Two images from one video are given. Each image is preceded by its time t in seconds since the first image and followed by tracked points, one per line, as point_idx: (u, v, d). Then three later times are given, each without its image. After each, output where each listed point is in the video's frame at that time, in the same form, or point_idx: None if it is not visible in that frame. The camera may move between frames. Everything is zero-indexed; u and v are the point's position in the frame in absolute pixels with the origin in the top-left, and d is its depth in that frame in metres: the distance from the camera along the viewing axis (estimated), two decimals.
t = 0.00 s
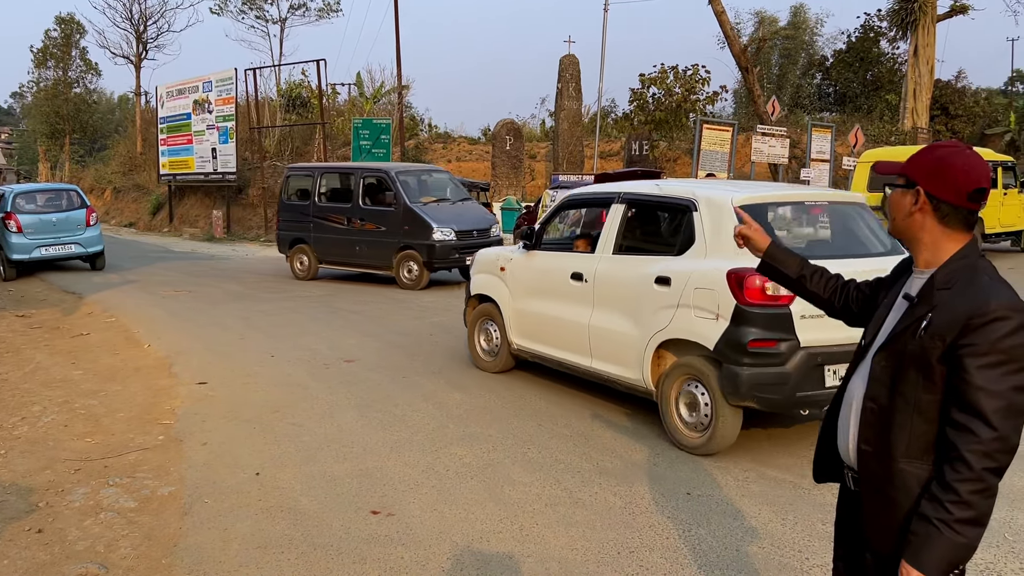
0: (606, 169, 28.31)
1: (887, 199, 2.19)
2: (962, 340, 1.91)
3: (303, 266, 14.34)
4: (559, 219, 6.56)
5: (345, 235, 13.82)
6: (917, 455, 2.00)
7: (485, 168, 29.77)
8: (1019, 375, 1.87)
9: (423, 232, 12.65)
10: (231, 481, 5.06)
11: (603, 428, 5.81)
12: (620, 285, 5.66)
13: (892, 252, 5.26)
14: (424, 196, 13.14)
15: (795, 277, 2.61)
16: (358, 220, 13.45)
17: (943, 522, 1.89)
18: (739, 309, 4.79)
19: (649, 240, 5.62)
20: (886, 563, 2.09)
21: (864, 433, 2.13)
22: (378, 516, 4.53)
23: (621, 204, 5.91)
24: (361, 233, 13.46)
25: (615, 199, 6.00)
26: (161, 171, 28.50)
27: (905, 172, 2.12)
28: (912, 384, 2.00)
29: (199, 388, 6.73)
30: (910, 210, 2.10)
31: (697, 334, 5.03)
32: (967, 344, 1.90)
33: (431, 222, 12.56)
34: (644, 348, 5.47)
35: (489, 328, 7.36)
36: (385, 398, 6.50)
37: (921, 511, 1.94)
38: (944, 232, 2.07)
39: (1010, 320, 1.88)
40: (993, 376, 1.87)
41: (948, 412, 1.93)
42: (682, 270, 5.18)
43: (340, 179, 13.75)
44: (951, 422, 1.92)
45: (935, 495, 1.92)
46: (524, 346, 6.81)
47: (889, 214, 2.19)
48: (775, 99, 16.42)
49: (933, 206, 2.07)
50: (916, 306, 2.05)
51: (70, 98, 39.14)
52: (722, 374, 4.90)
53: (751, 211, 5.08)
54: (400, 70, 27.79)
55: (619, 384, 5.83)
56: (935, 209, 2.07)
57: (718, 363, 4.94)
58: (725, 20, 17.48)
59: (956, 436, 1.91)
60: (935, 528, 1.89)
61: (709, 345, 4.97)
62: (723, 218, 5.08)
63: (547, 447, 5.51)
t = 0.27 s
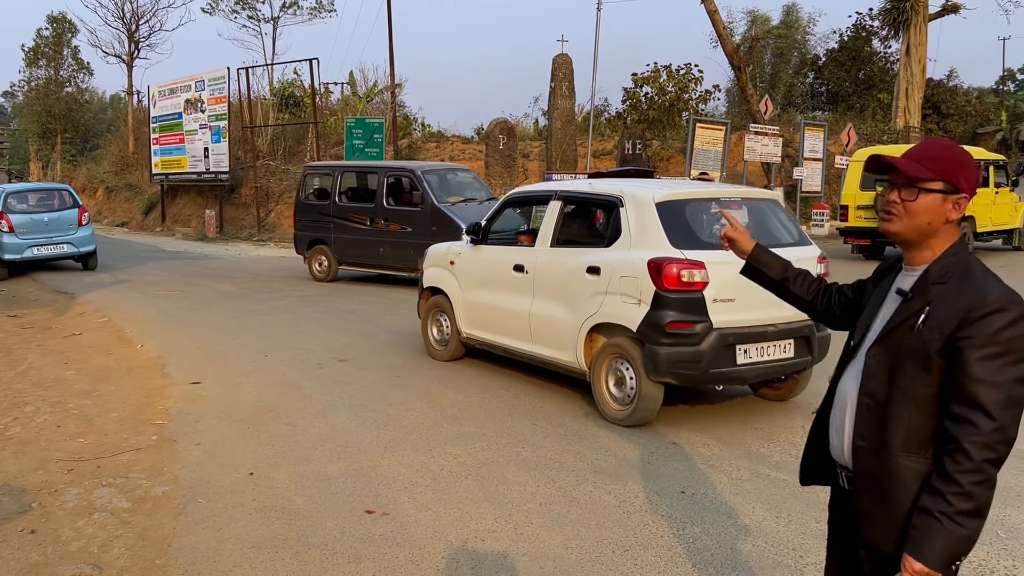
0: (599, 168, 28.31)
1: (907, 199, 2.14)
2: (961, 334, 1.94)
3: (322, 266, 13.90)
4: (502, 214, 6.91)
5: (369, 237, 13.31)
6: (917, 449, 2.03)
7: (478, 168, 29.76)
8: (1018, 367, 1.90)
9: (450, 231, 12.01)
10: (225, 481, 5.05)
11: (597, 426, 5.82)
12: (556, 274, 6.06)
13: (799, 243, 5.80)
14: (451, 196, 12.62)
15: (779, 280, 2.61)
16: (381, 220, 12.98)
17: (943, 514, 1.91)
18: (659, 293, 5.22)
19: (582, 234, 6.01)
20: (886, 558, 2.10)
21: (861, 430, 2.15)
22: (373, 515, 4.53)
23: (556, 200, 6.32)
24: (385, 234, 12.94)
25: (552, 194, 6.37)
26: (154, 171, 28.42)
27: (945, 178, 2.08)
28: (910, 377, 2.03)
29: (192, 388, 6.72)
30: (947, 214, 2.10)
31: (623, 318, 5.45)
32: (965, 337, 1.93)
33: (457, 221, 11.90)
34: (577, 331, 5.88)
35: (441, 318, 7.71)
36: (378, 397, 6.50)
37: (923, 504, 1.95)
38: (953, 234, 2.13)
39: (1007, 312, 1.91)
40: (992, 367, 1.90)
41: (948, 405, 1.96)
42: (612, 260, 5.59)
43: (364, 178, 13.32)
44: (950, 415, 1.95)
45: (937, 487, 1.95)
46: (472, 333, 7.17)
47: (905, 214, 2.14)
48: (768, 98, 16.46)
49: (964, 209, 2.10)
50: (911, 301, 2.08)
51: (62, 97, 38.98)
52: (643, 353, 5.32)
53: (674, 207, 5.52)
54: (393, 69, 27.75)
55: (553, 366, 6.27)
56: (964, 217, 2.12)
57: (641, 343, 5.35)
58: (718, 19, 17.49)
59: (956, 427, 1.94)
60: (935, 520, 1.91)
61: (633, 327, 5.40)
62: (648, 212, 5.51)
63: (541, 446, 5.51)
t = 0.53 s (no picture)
0: (594, 167, 28.30)
1: (921, 201, 2.17)
2: (973, 329, 2.00)
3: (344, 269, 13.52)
4: (454, 211, 7.37)
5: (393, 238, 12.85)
6: (929, 445, 2.07)
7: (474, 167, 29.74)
8: None
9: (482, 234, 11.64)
10: (220, 481, 5.04)
11: (593, 426, 5.83)
12: (502, 267, 6.53)
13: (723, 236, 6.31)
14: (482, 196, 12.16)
15: (760, 287, 2.59)
16: (408, 220, 12.47)
17: (970, 508, 1.94)
18: (591, 282, 5.75)
19: (526, 229, 6.50)
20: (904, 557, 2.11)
21: (870, 430, 2.17)
22: (369, 515, 4.53)
23: (503, 198, 6.78)
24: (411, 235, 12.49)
25: (498, 193, 6.86)
26: (148, 170, 28.36)
27: (959, 182, 2.14)
28: (922, 375, 2.06)
29: (187, 388, 6.71)
30: (954, 214, 2.18)
31: (560, 305, 5.97)
32: (977, 332, 1.99)
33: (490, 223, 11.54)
34: (520, 318, 6.37)
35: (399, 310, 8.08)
36: (374, 397, 6.50)
37: (946, 499, 1.98)
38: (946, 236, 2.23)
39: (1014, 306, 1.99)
40: (1005, 359, 1.97)
41: (963, 399, 2.00)
42: (551, 252, 6.10)
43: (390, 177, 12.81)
44: (965, 408, 1.99)
45: (959, 482, 1.98)
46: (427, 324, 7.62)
47: (918, 216, 2.18)
48: (763, 97, 16.48)
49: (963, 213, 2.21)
50: (913, 300, 2.13)
51: (56, 97, 38.88)
52: (577, 337, 5.85)
53: (605, 204, 6.05)
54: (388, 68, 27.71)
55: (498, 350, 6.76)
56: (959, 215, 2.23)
57: (575, 327, 5.88)
58: (714, 18, 17.50)
59: (972, 420, 1.99)
60: (963, 514, 1.94)
61: (567, 313, 5.93)
62: (581, 209, 6.04)
63: (537, 445, 5.51)
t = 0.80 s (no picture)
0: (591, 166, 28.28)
1: (910, 198, 2.21)
2: (976, 323, 2.02)
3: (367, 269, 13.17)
4: (411, 208, 7.83)
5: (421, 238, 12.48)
6: (937, 439, 2.08)
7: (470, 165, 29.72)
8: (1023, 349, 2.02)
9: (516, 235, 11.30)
10: (217, 480, 5.03)
11: (590, 424, 5.84)
12: (453, 258, 7.02)
13: (656, 229, 6.83)
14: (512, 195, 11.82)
15: (738, 292, 2.58)
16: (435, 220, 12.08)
17: (987, 499, 1.96)
18: (532, 271, 6.26)
19: (475, 223, 6.99)
20: (918, 553, 2.11)
21: (875, 428, 2.16)
22: (366, 514, 4.53)
23: (456, 194, 7.26)
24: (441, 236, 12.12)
25: (451, 189, 7.33)
26: (145, 169, 28.32)
27: (944, 176, 2.18)
28: (927, 371, 2.07)
29: (183, 387, 6.70)
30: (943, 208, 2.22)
31: (504, 292, 6.46)
32: (979, 326, 2.01)
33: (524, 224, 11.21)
34: (469, 306, 6.85)
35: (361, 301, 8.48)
36: (371, 395, 6.50)
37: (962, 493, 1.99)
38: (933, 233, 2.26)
39: (1010, 299, 2.03)
40: (1006, 350, 2.00)
41: (968, 392, 2.02)
42: (497, 244, 6.59)
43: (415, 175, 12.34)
44: (971, 401, 2.01)
45: (973, 474, 2.00)
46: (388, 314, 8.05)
47: (909, 213, 2.21)
48: (759, 96, 16.48)
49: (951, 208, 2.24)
50: (911, 296, 2.14)
51: (52, 96, 38.84)
52: (519, 321, 6.36)
53: (546, 198, 6.57)
54: (385, 67, 27.68)
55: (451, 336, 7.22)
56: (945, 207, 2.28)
57: (519, 312, 6.38)
58: (710, 17, 17.50)
59: (978, 413, 2.01)
60: (982, 506, 1.96)
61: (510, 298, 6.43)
62: (525, 204, 6.55)
63: (534, 444, 5.50)
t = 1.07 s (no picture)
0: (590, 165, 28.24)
1: (898, 200, 2.22)
2: (971, 317, 2.05)
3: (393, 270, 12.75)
4: (371, 205, 8.26)
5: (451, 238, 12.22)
6: (935, 433, 2.09)
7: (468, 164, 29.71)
8: (1016, 343, 2.06)
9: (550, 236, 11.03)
10: (215, 479, 5.03)
11: (587, 422, 5.84)
12: (410, 251, 7.47)
13: (598, 223, 7.39)
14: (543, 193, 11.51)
15: (725, 294, 2.57)
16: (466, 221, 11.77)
17: (983, 490, 1.99)
18: (481, 262, 6.75)
19: (430, 218, 7.45)
20: (918, 547, 2.10)
21: (876, 425, 2.15)
22: (364, 513, 4.52)
23: (413, 191, 7.72)
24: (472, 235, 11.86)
25: (408, 187, 7.78)
26: (142, 168, 28.29)
27: (926, 174, 2.21)
28: (927, 366, 2.08)
29: (180, 386, 6.70)
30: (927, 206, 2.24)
31: (456, 283, 6.93)
32: (975, 320, 2.04)
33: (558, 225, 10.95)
34: (425, 297, 7.30)
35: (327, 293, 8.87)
36: (369, 394, 6.50)
37: (960, 485, 2.01)
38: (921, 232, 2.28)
39: (1003, 294, 2.07)
40: (1001, 343, 2.03)
41: (965, 385, 2.04)
42: (450, 238, 7.06)
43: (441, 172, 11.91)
44: (967, 395, 2.04)
45: (972, 466, 2.02)
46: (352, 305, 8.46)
47: (899, 215, 2.22)
48: (757, 95, 16.49)
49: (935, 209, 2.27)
50: (907, 293, 2.15)
51: (50, 94, 38.80)
52: (470, 309, 6.83)
53: (495, 196, 7.08)
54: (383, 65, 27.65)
55: (409, 324, 7.65)
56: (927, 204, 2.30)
57: (468, 301, 6.86)
58: (708, 16, 17.49)
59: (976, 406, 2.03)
60: (978, 496, 1.99)
61: (462, 288, 6.91)
62: (475, 201, 7.04)
63: (531, 443, 5.50)
